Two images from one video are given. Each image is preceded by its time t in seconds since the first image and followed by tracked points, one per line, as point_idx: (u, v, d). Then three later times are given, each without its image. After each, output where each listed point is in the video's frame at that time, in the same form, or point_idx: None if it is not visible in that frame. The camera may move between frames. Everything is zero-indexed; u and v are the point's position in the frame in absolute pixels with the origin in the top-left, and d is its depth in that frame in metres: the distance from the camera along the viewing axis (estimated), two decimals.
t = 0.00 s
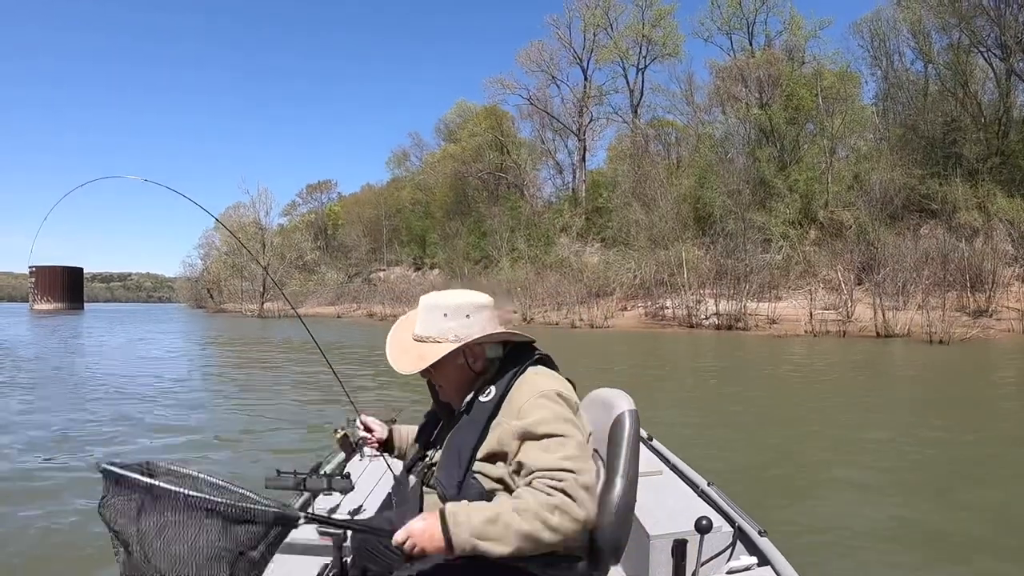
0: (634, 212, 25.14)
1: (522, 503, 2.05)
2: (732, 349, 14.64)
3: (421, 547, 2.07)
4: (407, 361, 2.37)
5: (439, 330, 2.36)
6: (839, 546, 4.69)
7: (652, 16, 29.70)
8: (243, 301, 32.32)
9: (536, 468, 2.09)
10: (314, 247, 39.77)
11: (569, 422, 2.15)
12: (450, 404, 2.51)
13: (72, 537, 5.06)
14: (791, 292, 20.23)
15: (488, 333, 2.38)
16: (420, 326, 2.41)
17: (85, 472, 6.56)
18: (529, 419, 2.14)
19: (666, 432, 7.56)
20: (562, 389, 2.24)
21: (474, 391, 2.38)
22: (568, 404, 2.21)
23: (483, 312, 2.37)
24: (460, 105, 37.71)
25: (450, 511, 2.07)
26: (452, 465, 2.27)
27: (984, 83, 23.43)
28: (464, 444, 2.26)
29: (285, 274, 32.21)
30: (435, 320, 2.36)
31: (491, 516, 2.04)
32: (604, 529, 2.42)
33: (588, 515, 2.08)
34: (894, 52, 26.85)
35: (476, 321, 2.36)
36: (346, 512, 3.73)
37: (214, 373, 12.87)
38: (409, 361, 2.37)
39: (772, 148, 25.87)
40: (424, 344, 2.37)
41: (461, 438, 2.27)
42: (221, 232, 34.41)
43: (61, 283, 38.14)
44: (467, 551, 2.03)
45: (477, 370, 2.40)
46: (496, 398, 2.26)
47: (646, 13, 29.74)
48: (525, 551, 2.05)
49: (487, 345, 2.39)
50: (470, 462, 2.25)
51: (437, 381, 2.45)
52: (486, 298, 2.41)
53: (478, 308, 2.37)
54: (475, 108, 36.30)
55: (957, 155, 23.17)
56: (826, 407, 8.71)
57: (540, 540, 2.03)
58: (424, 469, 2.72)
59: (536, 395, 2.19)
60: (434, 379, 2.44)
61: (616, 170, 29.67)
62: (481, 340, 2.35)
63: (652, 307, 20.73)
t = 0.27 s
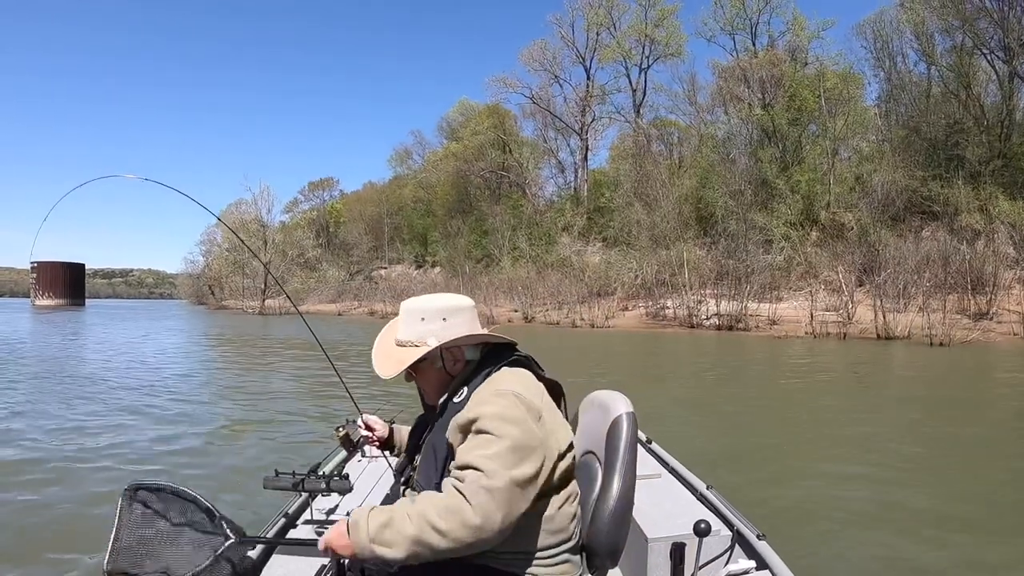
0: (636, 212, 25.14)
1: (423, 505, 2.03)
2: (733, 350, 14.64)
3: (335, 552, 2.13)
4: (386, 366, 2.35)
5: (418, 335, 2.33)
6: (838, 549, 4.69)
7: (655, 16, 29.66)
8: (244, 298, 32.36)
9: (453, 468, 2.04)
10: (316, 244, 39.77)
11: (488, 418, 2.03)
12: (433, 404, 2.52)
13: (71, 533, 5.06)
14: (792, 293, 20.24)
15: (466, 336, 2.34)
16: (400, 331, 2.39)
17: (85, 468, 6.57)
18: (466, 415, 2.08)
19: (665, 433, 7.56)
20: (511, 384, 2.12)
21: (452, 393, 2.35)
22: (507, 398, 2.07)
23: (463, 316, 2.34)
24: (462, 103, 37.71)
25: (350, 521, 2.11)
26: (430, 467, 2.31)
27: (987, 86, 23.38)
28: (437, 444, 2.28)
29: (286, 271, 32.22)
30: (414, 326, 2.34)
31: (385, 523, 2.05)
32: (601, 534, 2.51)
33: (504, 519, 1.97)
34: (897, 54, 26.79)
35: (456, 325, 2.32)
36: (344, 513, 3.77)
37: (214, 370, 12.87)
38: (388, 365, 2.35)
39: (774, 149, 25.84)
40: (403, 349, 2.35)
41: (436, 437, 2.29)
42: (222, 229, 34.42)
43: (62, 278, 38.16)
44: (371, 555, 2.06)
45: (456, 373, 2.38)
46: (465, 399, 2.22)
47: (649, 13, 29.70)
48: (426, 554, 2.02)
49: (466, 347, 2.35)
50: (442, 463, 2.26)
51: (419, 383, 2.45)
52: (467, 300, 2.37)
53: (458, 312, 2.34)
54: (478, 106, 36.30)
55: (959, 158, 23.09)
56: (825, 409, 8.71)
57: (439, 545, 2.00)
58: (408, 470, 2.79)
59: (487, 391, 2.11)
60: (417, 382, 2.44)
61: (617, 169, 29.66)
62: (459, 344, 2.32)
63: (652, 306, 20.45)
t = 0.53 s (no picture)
0: (637, 211, 25.17)
1: (374, 497, 2.10)
2: (733, 349, 14.66)
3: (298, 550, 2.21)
4: (371, 366, 2.38)
5: (400, 334, 2.35)
6: (838, 551, 4.69)
7: (657, 15, 29.65)
8: (246, 295, 32.39)
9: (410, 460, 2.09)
10: (317, 242, 39.81)
11: (446, 412, 2.07)
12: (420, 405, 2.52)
13: (72, 531, 5.09)
14: (793, 293, 20.27)
15: (448, 334, 2.35)
16: (384, 331, 2.41)
17: (86, 466, 6.59)
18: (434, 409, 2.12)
19: (665, 432, 7.57)
20: (480, 379, 2.14)
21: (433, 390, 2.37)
22: (468, 391, 2.09)
23: (444, 312, 2.34)
24: (465, 102, 37.74)
25: (311, 520, 2.18)
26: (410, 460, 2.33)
27: (990, 87, 23.35)
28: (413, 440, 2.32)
29: (288, 269, 32.29)
30: (396, 325, 2.36)
31: (339, 517, 2.11)
32: (597, 532, 2.54)
33: (442, 511, 2.01)
34: (900, 54, 26.74)
35: (435, 323, 2.33)
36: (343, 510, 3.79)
37: (216, 367, 12.90)
38: (373, 365, 2.38)
39: (776, 149, 25.85)
40: (387, 348, 2.37)
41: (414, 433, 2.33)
42: (225, 226, 34.46)
43: (64, 275, 38.21)
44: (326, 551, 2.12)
45: (438, 372, 2.39)
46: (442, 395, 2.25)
47: (651, 12, 29.69)
48: (376, 545, 2.07)
49: (448, 345, 2.37)
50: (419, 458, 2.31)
51: (405, 384, 2.46)
52: (448, 297, 2.38)
53: (439, 309, 2.34)
54: (480, 105, 36.32)
55: (961, 159, 23.06)
56: (826, 410, 8.70)
57: (386, 537, 2.05)
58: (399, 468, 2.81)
59: (458, 386, 2.15)
60: (403, 382, 2.46)
61: (619, 168, 29.68)
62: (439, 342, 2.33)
63: (654, 306, 20.46)
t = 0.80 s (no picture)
0: (639, 211, 25.18)
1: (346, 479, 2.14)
2: (735, 349, 14.66)
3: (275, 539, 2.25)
4: (362, 361, 2.39)
5: (389, 329, 2.35)
6: (840, 550, 4.70)
7: (660, 15, 29.66)
8: (247, 293, 32.41)
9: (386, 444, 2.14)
10: (319, 241, 39.83)
11: (423, 397, 2.12)
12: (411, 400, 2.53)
13: (76, 526, 5.11)
14: (795, 293, 20.29)
15: (436, 328, 2.37)
16: (375, 327, 2.41)
17: (89, 462, 6.61)
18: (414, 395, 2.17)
19: (667, 432, 7.58)
20: (463, 368, 2.17)
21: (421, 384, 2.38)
22: (447, 378, 2.13)
23: (433, 305, 2.36)
24: (467, 101, 37.77)
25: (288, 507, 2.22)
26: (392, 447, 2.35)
27: (992, 88, 23.31)
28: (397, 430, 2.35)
29: (290, 267, 32.32)
30: (385, 320, 2.36)
31: (312, 503, 2.15)
32: (596, 524, 2.56)
33: (408, 492, 2.05)
34: (902, 55, 26.68)
35: (425, 316, 2.35)
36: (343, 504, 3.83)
37: (217, 365, 12.92)
38: (363, 360, 2.39)
39: (778, 149, 25.84)
40: (377, 344, 2.37)
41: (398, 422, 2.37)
42: (227, 224, 34.49)
43: (66, 272, 38.23)
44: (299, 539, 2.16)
45: (426, 364, 2.40)
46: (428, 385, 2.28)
47: (654, 12, 29.70)
48: (349, 530, 2.11)
49: (437, 338, 2.38)
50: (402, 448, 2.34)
51: (396, 379, 2.47)
52: (437, 290, 2.38)
53: (428, 302, 2.35)
54: (482, 104, 36.34)
55: (963, 160, 23.02)
56: (827, 409, 8.71)
57: (357, 521, 2.09)
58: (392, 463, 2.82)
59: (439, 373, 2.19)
60: (393, 376, 2.47)
61: (621, 168, 29.69)
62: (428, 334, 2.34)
63: (655, 306, 20.44)
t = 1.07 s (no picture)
0: (641, 213, 25.21)
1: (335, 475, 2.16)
2: (735, 351, 14.68)
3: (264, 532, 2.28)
4: (357, 358, 2.40)
5: (386, 326, 2.36)
6: (840, 553, 4.71)
7: (662, 17, 29.71)
8: (249, 293, 32.45)
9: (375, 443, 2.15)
10: (321, 241, 39.86)
11: (414, 398, 2.12)
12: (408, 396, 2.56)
13: (78, 526, 5.13)
14: (796, 296, 20.29)
15: (432, 325, 2.39)
16: (370, 325, 2.41)
17: (91, 461, 6.63)
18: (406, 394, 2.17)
19: (667, 433, 7.60)
20: (456, 367, 2.17)
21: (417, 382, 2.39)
22: (438, 379, 2.14)
23: (429, 302, 2.36)
24: (469, 103, 37.84)
25: (276, 501, 2.24)
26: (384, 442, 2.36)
27: (994, 91, 23.30)
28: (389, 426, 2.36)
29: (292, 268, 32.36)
30: (382, 317, 2.37)
31: (299, 497, 2.17)
32: (596, 520, 2.57)
33: (396, 493, 2.07)
34: (905, 58, 26.65)
35: (420, 314, 2.36)
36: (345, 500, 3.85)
37: (219, 364, 12.94)
38: (358, 357, 2.40)
39: (780, 152, 25.86)
40: (373, 341, 2.38)
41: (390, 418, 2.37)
42: (229, 224, 34.53)
43: (67, 271, 38.27)
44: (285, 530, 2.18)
45: (422, 362, 2.42)
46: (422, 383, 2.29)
47: (657, 14, 29.76)
48: (334, 524, 2.13)
49: (434, 335, 2.40)
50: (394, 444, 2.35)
51: (392, 375, 2.49)
52: (433, 288, 2.40)
53: (423, 299, 2.36)
54: (485, 105, 36.40)
55: (965, 163, 22.99)
56: (828, 412, 8.72)
57: (343, 516, 2.11)
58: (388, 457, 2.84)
59: (433, 373, 2.18)
60: (390, 374, 2.49)
61: (623, 170, 29.68)
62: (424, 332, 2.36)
63: (656, 307, 20.43)
